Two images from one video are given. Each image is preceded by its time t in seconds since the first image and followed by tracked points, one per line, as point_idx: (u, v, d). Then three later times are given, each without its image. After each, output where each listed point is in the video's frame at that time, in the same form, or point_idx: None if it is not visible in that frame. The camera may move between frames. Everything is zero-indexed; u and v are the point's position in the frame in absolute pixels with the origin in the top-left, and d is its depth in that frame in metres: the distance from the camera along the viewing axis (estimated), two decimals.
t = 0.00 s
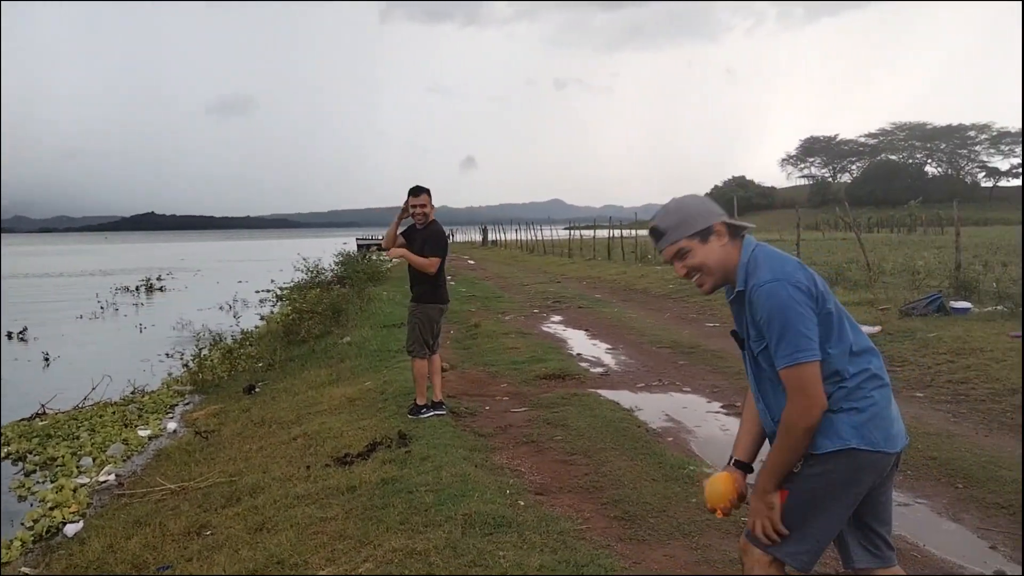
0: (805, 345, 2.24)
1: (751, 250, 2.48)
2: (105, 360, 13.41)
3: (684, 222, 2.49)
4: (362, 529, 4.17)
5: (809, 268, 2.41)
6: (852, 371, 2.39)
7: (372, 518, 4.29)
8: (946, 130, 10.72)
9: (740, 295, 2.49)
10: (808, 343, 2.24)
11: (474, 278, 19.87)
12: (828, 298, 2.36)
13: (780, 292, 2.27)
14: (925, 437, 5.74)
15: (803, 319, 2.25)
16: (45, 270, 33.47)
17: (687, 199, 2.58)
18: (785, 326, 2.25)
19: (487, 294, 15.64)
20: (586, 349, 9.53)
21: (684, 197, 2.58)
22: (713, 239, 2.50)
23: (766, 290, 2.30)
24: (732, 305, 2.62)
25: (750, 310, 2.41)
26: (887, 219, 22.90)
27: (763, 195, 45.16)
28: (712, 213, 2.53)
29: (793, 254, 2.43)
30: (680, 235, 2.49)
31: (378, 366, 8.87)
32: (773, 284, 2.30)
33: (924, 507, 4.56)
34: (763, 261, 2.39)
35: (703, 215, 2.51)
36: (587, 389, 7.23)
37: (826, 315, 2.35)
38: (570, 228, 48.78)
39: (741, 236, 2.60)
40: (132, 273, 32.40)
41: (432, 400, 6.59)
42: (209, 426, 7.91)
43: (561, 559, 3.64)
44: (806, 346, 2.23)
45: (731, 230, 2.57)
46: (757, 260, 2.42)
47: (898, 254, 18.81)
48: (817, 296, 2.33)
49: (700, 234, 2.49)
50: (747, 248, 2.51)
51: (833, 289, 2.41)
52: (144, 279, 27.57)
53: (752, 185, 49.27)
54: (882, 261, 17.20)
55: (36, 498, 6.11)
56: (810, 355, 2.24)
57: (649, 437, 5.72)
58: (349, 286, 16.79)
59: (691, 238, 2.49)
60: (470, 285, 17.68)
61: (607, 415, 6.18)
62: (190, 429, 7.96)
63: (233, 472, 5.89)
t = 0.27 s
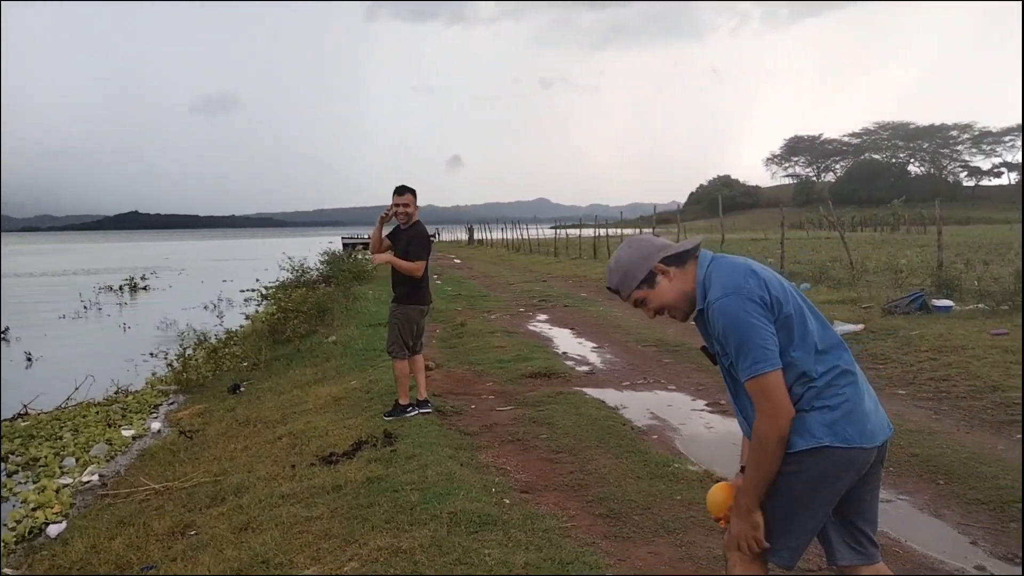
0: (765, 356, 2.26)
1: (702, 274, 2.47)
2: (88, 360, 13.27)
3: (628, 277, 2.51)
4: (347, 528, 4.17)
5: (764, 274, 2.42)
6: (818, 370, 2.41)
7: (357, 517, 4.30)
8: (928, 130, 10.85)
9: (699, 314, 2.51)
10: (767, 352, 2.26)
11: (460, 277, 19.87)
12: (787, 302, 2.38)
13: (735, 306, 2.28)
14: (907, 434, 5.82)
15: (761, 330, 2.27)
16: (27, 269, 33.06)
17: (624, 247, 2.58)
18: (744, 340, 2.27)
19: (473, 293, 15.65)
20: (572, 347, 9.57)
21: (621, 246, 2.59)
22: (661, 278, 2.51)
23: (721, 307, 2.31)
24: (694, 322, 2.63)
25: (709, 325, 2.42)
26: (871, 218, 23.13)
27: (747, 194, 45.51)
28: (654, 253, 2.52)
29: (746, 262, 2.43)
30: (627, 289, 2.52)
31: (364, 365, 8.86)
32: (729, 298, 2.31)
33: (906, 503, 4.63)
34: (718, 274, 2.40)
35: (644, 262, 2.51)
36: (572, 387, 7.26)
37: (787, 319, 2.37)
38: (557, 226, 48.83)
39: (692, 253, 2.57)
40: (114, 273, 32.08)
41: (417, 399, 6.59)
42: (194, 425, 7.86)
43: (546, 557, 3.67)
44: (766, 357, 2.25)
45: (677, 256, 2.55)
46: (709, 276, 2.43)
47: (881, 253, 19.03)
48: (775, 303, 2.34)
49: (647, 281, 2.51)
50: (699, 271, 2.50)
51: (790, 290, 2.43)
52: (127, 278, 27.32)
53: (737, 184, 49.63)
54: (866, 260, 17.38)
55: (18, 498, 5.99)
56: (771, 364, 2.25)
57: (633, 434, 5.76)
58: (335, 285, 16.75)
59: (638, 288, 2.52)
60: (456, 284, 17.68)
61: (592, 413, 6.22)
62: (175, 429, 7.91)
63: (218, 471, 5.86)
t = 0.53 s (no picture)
0: (743, 345, 2.28)
1: (689, 258, 2.50)
2: (79, 359, 13.18)
3: (615, 249, 2.57)
4: (340, 527, 4.17)
5: (751, 263, 2.42)
6: (799, 361, 2.43)
7: (350, 515, 4.30)
8: (918, 128, 10.91)
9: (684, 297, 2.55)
10: (745, 342, 2.28)
11: (453, 276, 19.84)
12: (771, 291, 2.39)
13: (717, 292, 2.31)
14: (898, 431, 5.86)
15: (740, 320, 2.30)
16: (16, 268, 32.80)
17: (626, 215, 2.60)
18: (723, 326, 2.30)
19: (465, 292, 15.64)
20: (565, 346, 9.58)
21: (623, 212, 2.61)
22: (646, 258, 2.57)
23: (704, 293, 2.33)
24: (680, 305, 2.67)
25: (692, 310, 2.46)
26: (862, 216, 23.24)
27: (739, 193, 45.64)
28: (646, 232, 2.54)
29: (735, 249, 2.44)
30: (615, 257, 2.60)
31: (356, 364, 8.85)
32: (712, 285, 2.34)
33: (897, 500, 4.67)
34: (704, 260, 2.42)
35: (633, 236, 2.54)
36: (565, 385, 7.28)
37: (769, 309, 2.38)
38: (550, 225, 48.84)
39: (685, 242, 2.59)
40: (105, 272, 31.88)
41: (410, 397, 6.59)
42: (185, 424, 7.83)
43: (538, 554, 3.69)
44: (745, 345, 2.28)
45: (669, 241, 2.57)
46: (695, 261, 2.45)
47: (872, 251, 19.12)
48: (757, 292, 2.36)
49: (632, 255, 2.57)
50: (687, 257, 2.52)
51: (777, 281, 2.43)
52: (118, 277, 27.16)
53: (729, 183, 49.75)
54: (857, 258, 17.46)
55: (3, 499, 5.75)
56: (747, 354, 2.28)
57: (626, 432, 5.78)
58: (327, 284, 16.70)
59: (625, 259, 2.59)
60: (449, 283, 17.65)
61: (585, 411, 6.24)
62: (167, 428, 7.88)
63: (210, 470, 5.85)
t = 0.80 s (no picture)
0: (742, 328, 2.26)
1: (720, 223, 2.47)
2: (75, 358, 13.14)
3: (658, 174, 2.53)
4: (337, 525, 4.17)
5: (781, 248, 2.36)
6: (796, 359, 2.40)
7: (347, 514, 4.30)
8: (914, 126, 10.93)
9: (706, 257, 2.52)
10: (746, 326, 2.27)
11: (450, 274, 19.83)
12: (788, 282, 2.36)
13: (735, 267, 2.29)
14: (895, 428, 5.88)
15: (749, 301, 2.27)
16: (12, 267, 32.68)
17: (689, 142, 2.47)
18: (730, 302, 2.28)
19: (462, 290, 15.64)
20: (562, 344, 9.58)
21: (690, 138, 2.48)
22: (684, 198, 2.51)
23: (722, 264, 2.31)
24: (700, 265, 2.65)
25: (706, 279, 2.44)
26: (859, 214, 23.29)
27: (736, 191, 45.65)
28: (696, 177, 2.46)
29: (771, 230, 2.37)
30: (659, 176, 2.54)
31: (353, 362, 8.84)
32: (731, 259, 2.31)
33: (893, 497, 4.68)
34: (733, 232, 2.38)
35: (682, 175, 2.47)
36: (562, 383, 7.28)
37: (780, 299, 2.34)
38: (547, 222, 48.83)
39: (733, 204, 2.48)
40: (101, 271, 31.80)
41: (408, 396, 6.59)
42: (182, 423, 7.82)
43: (535, 552, 3.70)
44: (745, 327, 2.26)
45: (714, 195, 2.48)
46: (726, 229, 2.42)
47: (868, 249, 19.15)
48: (775, 278, 2.33)
49: (671, 191, 2.54)
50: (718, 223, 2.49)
51: (799, 273, 2.39)
52: (114, 276, 27.08)
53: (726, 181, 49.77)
54: (854, 256, 17.50)
55: None
56: (746, 338, 2.26)
57: (623, 430, 5.78)
58: (324, 282, 16.69)
59: (668, 184, 2.53)
60: (446, 281, 17.64)
61: (582, 409, 6.24)
62: (163, 426, 7.87)
63: (207, 469, 5.84)
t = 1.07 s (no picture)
0: (776, 319, 2.21)
1: (792, 206, 2.42)
2: (72, 357, 13.12)
3: (743, 138, 2.48)
4: (334, 524, 4.17)
5: (840, 250, 2.27)
6: (822, 371, 2.30)
7: (344, 513, 4.30)
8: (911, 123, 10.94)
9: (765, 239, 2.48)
10: (780, 318, 2.21)
11: (448, 273, 19.84)
12: (836, 287, 2.27)
13: (784, 255, 2.23)
14: (892, 427, 5.89)
15: (790, 293, 2.21)
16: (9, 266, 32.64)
17: (784, 114, 2.41)
18: (770, 290, 2.23)
19: (460, 289, 15.64)
20: (559, 342, 9.59)
21: (785, 110, 2.41)
22: (763, 169, 2.46)
23: (774, 248, 2.26)
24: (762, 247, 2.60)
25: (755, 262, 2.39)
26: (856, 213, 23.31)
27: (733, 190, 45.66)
28: (782, 152, 2.40)
29: (835, 229, 2.29)
30: (744, 143, 2.49)
31: (351, 361, 8.84)
32: (784, 245, 2.26)
33: (890, 495, 4.69)
34: (795, 221, 2.32)
35: (768, 146, 2.42)
36: (559, 382, 7.28)
37: (823, 303, 2.26)
38: (544, 220, 48.86)
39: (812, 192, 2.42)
40: (99, 269, 31.75)
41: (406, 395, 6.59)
42: (179, 422, 7.82)
43: (533, 551, 3.70)
44: (778, 318, 2.21)
45: (794, 176, 2.41)
46: (792, 214, 2.37)
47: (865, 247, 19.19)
48: (821, 278, 2.24)
49: (750, 160, 2.49)
50: (787, 205, 2.44)
51: (851, 281, 2.29)
52: (112, 275, 27.06)
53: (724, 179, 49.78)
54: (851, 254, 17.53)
55: None
56: (778, 331, 2.21)
57: (620, 429, 5.79)
58: (321, 281, 16.68)
59: (750, 152, 2.48)
60: (444, 279, 17.64)
61: (580, 408, 6.25)
62: (160, 425, 7.87)
63: (204, 468, 5.84)
